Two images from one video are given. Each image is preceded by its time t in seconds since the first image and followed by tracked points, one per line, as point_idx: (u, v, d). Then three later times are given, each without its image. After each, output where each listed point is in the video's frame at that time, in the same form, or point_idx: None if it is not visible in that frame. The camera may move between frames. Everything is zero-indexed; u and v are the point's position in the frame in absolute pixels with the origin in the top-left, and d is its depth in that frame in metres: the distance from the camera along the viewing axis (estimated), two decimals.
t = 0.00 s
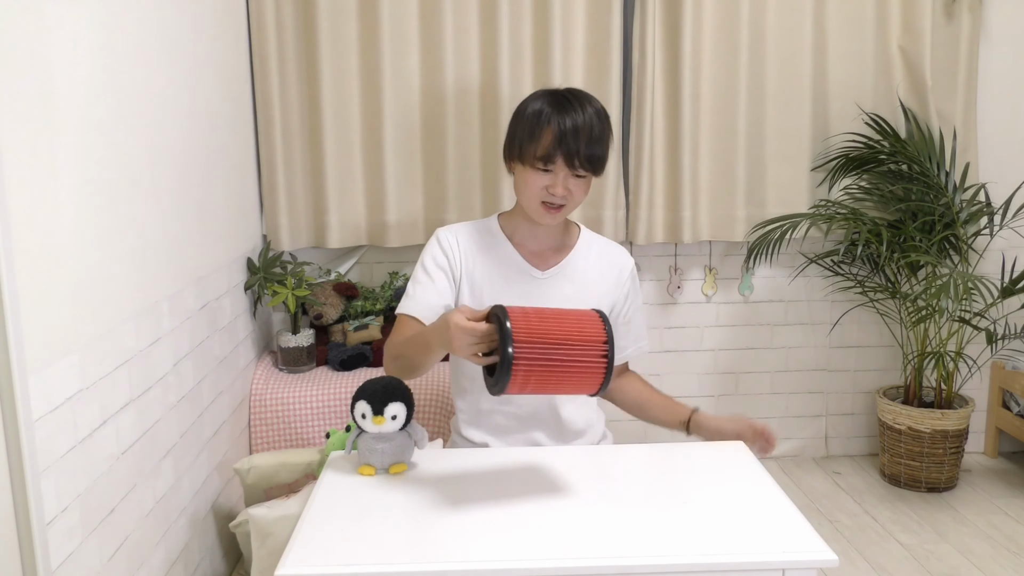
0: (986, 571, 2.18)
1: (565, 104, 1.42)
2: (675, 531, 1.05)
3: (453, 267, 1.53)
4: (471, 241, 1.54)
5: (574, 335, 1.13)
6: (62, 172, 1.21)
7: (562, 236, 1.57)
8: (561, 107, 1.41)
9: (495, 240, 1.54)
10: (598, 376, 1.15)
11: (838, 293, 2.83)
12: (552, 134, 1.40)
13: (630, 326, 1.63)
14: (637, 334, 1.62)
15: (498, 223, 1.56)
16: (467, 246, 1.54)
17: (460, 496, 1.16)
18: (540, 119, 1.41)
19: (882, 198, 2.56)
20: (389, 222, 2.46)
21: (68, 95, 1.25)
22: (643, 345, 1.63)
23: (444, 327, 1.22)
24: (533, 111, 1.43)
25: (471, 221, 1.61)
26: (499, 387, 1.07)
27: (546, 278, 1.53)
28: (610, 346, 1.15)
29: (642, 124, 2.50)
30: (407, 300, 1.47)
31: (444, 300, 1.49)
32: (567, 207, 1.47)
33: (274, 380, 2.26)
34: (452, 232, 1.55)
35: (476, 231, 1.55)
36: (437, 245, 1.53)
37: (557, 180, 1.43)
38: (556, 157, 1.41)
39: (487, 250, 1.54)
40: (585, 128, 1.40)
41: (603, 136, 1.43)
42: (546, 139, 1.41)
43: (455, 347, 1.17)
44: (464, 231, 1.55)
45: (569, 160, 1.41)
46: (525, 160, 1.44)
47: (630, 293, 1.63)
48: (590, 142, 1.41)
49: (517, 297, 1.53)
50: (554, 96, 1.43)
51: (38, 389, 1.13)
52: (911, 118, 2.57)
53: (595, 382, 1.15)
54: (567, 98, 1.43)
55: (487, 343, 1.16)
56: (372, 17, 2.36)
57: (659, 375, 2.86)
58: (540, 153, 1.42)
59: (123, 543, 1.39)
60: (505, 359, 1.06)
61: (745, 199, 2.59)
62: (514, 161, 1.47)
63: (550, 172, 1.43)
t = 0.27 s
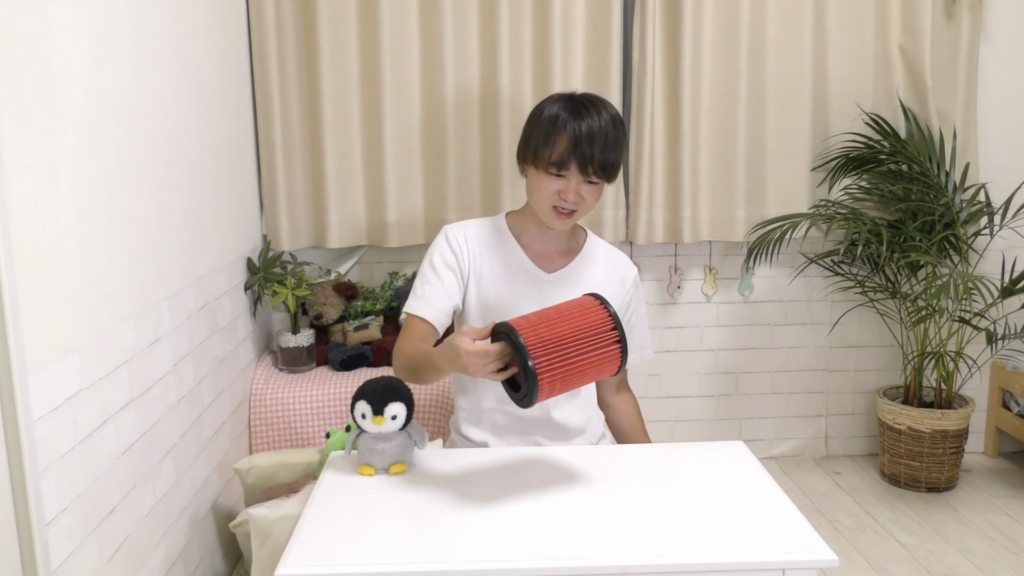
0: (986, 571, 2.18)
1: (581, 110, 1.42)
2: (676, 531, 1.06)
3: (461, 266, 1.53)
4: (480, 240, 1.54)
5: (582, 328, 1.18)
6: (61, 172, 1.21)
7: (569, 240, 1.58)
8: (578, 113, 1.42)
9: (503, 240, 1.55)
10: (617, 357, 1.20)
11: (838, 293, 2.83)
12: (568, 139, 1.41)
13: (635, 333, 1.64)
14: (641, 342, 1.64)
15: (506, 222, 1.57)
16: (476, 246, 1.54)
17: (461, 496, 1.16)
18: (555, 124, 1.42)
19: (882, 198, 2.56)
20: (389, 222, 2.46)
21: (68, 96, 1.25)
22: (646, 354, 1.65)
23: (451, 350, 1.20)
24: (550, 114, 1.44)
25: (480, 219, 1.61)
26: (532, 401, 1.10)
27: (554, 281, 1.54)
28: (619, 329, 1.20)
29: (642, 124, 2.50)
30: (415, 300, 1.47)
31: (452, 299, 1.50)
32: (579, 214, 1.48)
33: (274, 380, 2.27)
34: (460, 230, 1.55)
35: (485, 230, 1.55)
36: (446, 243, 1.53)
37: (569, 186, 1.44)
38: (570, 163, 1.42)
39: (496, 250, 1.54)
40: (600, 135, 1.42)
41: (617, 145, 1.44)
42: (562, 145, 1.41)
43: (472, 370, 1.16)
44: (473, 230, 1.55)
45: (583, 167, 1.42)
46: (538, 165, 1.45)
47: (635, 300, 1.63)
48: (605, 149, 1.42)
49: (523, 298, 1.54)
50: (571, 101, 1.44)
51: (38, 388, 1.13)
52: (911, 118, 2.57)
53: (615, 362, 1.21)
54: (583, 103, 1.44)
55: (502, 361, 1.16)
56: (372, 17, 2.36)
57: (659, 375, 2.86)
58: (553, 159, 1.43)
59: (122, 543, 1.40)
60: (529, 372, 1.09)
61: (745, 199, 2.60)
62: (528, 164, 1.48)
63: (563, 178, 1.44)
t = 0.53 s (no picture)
0: (986, 571, 2.18)
1: (584, 109, 1.43)
2: (677, 531, 1.06)
3: (467, 261, 1.53)
4: (486, 236, 1.55)
5: (579, 321, 1.18)
6: (62, 172, 1.21)
7: (574, 239, 1.58)
8: (580, 111, 1.43)
9: (509, 237, 1.55)
10: (613, 351, 1.20)
11: (839, 293, 2.83)
12: (569, 137, 1.41)
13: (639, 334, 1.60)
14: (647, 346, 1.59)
15: (513, 220, 1.57)
16: (482, 241, 1.55)
17: (462, 496, 1.16)
18: (557, 122, 1.43)
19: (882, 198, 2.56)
20: (389, 222, 2.46)
21: (67, 95, 1.24)
22: (654, 358, 1.60)
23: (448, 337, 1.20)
24: (552, 113, 1.44)
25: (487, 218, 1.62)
26: (524, 390, 1.10)
27: (559, 278, 1.54)
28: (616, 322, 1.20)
29: (642, 123, 2.50)
30: (420, 292, 1.47)
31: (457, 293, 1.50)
32: (581, 212, 1.48)
33: (274, 380, 2.26)
34: (467, 226, 1.55)
35: (492, 227, 1.56)
36: (453, 238, 1.54)
37: (571, 184, 1.44)
38: (571, 161, 1.42)
39: (502, 247, 1.55)
40: (602, 133, 1.42)
41: (620, 143, 1.44)
42: (563, 143, 1.42)
43: (467, 357, 1.16)
44: (480, 225, 1.56)
45: (584, 165, 1.42)
46: (540, 163, 1.45)
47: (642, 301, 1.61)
48: (606, 148, 1.42)
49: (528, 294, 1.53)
50: (574, 100, 1.44)
51: (38, 388, 1.13)
52: (911, 118, 2.57)
53: (610, 357, 1.21)
54: (586, 102, 1.44)
55: (498, 348, 1.16)
56: (372, 17, 2.36)
57: (659, 375, 2.86)
58: (555, 157, 1.43)
59: (122, 543, 1.39)
60: (524, 360, 1.09)
61: (745, 199, 2.59)
62: (531, 162, 1.48)
63: (564, 176, 1.44)
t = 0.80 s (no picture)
0: (986, 571, 2.18)
1: (573, 104, 1.44)
2: (677, 531, 1.06)
3: (468, 261, 1.53)
4: (487, 237, 1.55)
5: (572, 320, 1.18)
6: (62, 172, 1.22)
7: (574, 233, 1.58)
8: (568, 107, 1.43)
9: (510, 237, 1.55)
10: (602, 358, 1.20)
11: (839, 293, 2.83)
12: (555, 132, 1.42)
13: (643, 321, 1.63)
14: (651, 331, 1.63)
15: (513, 219, 1.57)
16: (482, 242, 1.55)
17: (462, 496, 1.16)
18: (544, 119, 1.44)
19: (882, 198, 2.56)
20: (389, 222, 2.46)
21: (68, 95, 1.25)
22: (656, 342, 1.63)
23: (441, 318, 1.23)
24: (542, 110, 1.46)
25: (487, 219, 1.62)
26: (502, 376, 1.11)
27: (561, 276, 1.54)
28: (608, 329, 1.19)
29: (642, 123, 2.50)
30: (421, 292, 1.47)
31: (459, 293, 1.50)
32: (575, 206, 1.47)
33: (274, 380, 2.26)
34: (467, 227, 1.55)
35: (492, 228, 1.56)
36: (452, 239, 1.54)
37: (561, 178, 1.44)
38: (559, 155, 1.43)
39: (503, 247, 1.54)
40: (590, 127, 1.42)
41: (609, 137, 1.44)
42: (550, 138, 1.43)
43: (456, 338, 1.18)
44: (480, 226, 1.56)
45: (572, 159, 1.43)
46: (531, 159, 1.46)
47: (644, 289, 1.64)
48: (594, 142, 1.42)
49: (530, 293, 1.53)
50: (563, 96, 1.45)
51: (38, 388, 1.13)
52: (911, 118, 2.57)
53: (599, 363, 1.20)
54: (576, 98, 1.45)
55: (487, 332, 1.18)
56: (372, 17, 2.36)
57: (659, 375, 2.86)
58: (544, 152, 1.44)
59: (123, 543, 1.39)
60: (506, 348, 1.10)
61: (745, 199, 2.59)
62: (523, 159, 1.49)
63: (554, 171, 1.45)
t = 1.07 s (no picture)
0: (986, 571, 2.18)
1: (565, 104, 1.44)
2: (675, 531, 1.07)
3: (467, 262, 1.54)
4: (485, 238, 1.56)
5: (576, 321, 1.18)
6: (62, 172, 1.22)
7: (572, 232, 1.56)
8: (560, 107, 1.44)
9: (508, 237, 1.55)
10: (596, 361, 1.22)
11: (839, 293, 2.83)
12: (548, 132, 1.43)
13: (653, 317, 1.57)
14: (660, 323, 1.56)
15: (511, 219, 1.57)
16: (481, 243, 1.55)
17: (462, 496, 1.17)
18: (537, 120, 1.44)
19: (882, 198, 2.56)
20: (389, 222, 2.46)
21: (68, 95, 1.25)
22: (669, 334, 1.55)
23: (445, 304, 1.28)
24: (535, 110, 1.46)
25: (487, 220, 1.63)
26: (497, 367, 1.14)
27: (558, 275, 1.53)
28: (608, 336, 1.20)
29: (642, 123, 2.50)
30: (420, 293, 1.49)
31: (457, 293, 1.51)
32: (571, 206, 1.48)
33: (274, 380, 2.27)
34: (466, 228, 1.57)
35: (492, 228, 1.57)
36: (451, 240, 1.55)
37: (557, 178, 1.44)
38: (553, 154, 1.43)
39: (501, 247, 1.55)
40: (583, 125, 1.42)
41: (603, 134, 1.44)
42: (544, 138, 1.43)
43: (458, 322, 1.23)
44: (479, 227, 1.57)
45: (567, 158, 1.43)
46: (526, 159, 1.46)
47: (649, 291, 1.58)
48: (588, 140, 1.42)
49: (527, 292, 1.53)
50: (556, 96, 1.46)
51: (38, 388, 1.13)
52: (911, 118, 2.57)
53: (591, 366, 1.22)
54: (568, 97, 1.45)
55: (487, 320, 1.22)
56: (372, 17, 2.36)
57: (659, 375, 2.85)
58: (538, 152, 1.44)
59: (122, 543, 1.40)
60: (505, 343, 1.12)
61: (745, 199, 2.59)
62: (518, 160, 1.49)
63: (550, 170, 1.45)
